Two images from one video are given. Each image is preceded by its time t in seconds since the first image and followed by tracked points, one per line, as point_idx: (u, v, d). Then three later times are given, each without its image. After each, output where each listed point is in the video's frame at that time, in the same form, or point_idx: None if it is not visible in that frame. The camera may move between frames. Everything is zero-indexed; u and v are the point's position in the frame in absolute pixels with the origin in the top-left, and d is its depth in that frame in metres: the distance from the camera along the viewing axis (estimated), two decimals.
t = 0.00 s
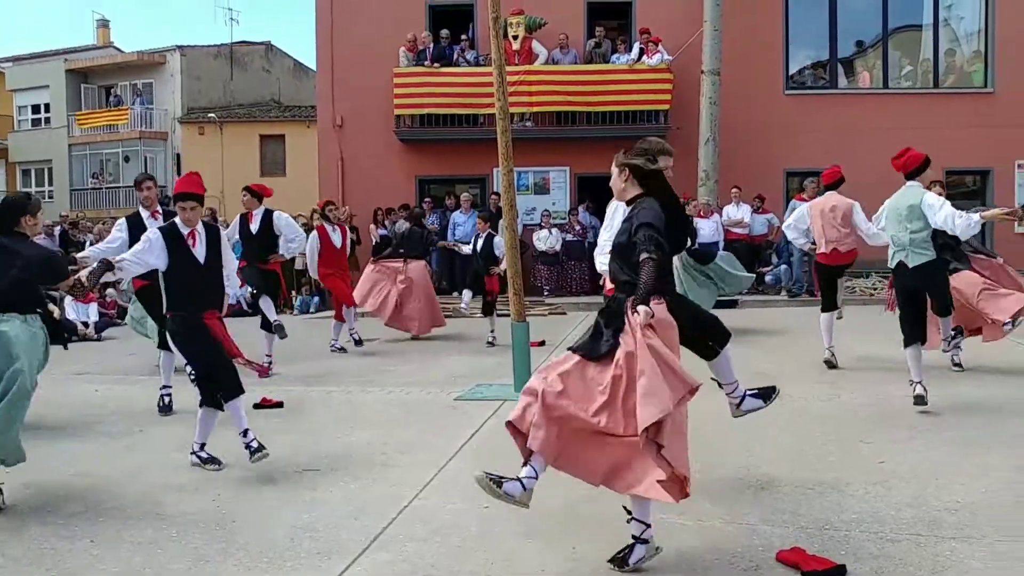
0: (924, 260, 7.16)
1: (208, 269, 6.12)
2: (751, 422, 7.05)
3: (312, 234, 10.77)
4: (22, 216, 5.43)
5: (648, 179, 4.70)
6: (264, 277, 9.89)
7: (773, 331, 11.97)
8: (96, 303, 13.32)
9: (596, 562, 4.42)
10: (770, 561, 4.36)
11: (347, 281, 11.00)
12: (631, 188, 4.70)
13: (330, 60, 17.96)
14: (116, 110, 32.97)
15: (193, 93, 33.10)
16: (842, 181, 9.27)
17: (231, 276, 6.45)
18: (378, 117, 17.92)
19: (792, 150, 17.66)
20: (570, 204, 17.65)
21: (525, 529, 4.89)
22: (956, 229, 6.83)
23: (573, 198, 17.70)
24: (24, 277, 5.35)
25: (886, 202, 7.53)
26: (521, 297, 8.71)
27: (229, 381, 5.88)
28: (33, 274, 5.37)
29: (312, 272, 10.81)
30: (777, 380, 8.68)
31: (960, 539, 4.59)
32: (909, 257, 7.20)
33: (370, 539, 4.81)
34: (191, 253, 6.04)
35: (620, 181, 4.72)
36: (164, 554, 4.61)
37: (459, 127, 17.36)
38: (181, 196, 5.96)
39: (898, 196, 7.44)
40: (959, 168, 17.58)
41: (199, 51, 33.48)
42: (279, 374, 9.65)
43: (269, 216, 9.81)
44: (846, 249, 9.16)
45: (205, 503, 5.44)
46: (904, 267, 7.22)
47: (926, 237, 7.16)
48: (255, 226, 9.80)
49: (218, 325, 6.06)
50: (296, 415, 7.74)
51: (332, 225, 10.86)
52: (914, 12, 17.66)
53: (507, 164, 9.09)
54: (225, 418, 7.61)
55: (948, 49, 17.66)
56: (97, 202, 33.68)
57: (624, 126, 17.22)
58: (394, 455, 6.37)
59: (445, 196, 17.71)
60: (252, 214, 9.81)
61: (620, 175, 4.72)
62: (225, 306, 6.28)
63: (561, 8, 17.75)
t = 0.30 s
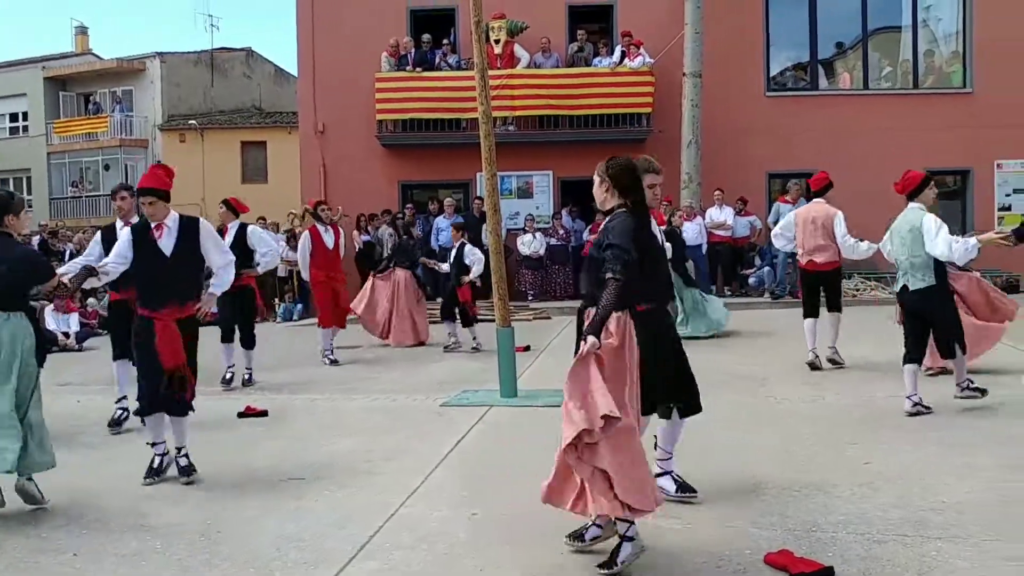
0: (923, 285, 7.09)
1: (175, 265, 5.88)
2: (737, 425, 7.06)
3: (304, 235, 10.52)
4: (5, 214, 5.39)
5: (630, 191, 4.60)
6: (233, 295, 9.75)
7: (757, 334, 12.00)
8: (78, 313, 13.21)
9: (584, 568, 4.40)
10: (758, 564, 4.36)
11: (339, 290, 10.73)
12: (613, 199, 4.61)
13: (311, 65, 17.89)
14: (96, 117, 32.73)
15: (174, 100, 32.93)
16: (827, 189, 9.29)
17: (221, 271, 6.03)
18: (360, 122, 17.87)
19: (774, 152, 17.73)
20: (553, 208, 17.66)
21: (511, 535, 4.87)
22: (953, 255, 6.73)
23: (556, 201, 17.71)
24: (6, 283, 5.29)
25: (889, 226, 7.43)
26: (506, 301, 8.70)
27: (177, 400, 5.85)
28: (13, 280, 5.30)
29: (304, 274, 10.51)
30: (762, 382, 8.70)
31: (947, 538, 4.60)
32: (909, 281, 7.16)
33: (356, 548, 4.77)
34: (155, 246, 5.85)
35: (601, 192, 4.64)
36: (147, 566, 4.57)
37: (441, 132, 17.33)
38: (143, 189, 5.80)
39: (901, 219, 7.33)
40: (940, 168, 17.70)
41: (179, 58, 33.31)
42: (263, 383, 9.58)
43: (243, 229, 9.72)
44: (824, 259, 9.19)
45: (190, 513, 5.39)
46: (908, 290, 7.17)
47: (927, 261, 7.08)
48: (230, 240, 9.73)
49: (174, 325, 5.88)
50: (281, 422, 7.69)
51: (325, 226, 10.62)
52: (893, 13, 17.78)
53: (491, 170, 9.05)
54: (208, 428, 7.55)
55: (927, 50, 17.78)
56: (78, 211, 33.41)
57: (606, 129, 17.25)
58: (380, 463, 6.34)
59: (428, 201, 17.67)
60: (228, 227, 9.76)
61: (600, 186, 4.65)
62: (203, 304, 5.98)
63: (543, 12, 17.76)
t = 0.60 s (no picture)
0: (923, 288, 7.07)
1: (150, 269, 5.81)
2: (725, 427, 7.08)
3: (294, 237, 10.41)
4: None
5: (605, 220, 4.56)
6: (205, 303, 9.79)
7: (742, 337, 12.04)
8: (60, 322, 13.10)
9: (576, 570, 4.40)
10: (749, 564, 4.37)
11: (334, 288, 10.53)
12: (587, 230, 4.59)
13: (294, 73, 17.86)
14: (76, 127, 32.53)
15: (155, 109, 32.77)
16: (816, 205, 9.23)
17: (202, 278, 5.87)
18: (343, 129, 17.85)
19: (756, 158, 17.83)
20: (537, 214, 17.69)
21: (503, 539, 4.87)
22: (944, 269, 6.60)
23: (540, 208, 17.73)
24: None
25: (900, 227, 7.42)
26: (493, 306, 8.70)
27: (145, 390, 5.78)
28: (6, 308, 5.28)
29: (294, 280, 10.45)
30: (748, 384, 8.73)
31: (937, 536, 4.62)
32: (912, 285, 7.19)
33: (347, 553, 4.75)
34: (131, 252, 5.80)
35: (578, 220, 4.63)
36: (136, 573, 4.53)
37: (425, 140, 17.32)
38: (113, 192, 5.76)
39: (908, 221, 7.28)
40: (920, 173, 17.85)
41: (161, 67, 33.19)
42: (248, 390, 9.53)
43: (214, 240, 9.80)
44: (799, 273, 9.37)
45: (179, 521, 5.35)
46: (910, 292, 7.25)
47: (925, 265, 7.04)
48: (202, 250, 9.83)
49: (138, 325, 5.73)
50: (267, 430, 7.65)
51: (317, 229, 10.43)
52: (872, 20, 17.95)
53: (475, 176, 9.04)
54: (195, 436, 7.50)
55: (905, 56, 17.96)
56: (57, 221, 33.13)
57: (590, 136, 17.31)
58: (369, 468, 6.32)
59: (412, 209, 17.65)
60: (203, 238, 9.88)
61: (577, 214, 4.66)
62: (179, 309, 5.84)
63: (526, 20, 17.81)
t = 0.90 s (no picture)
0: (923, 252, 7.34)
1: (143, 266, 5.76)
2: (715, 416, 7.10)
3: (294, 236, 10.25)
4: None
5: (575, 171, 4.67)
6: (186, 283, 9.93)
7: (733, 325, 12.07)
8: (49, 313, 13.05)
9: (567, 560, 4.42)
10: (739, 553, 4.39)
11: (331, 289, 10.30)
12: (561, 180, 4.69)
13: (284, 62, 17.78)
14: (65, 116, 32.36)
15: (145, 98, 32.62)
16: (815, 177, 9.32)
17: (201, 278, 5.82)
18: (334, 118, 17.79)
19: (747, 145, 17.83)
20: (529, 203, 17.68)
21: (495, 529, 4.88)
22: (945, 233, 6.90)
23: (531, 196, 17.71)
24: None
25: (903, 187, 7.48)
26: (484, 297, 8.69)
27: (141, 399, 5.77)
28: None
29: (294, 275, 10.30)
30: (739, 373, 8.75)
31: (925, 524, 4.65)
32: (912, 247, 7.42)
33: (339, 544, 4.76)
34: (126, 249, 5.78)
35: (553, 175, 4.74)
36: (127, 566, 4.53)
37: (417, 128, 17.27)
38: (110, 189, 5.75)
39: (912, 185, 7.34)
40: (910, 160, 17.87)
41: (150, 56, 33.04)
42: (239, 381, 9.52)
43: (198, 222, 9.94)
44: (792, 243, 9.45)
45: (169, 513, 5.34)
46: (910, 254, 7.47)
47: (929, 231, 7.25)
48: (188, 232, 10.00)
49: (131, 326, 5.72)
50: (258, 421, 7.65)
51: (316, 226, 10.26)
52: (863, 7, 17.95)
53: (467, 165, 9.02)
54: (186, 427, 7.49)
55: (896, 43, 17.95)
56: (47, 211, 32.96)
57: (581, 123, 17.30)
58: (360, 459, 6.32)
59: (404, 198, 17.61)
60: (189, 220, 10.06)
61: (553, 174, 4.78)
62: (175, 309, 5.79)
63: (517, 7, 17.75)
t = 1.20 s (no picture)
0: (940, 260, 7.27)
1: (154, 245, 5.67)
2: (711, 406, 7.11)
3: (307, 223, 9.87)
4: None
5: (549, 182, 4.58)
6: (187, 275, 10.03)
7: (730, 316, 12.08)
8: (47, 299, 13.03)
9: (561, 549, 4.43)
10: (734, 544, 4.40)
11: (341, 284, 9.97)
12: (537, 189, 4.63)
13: (282, 48, 17.72)
14: (63, 102, 32.26)
15: (143, 84, 32.54)
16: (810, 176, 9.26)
17: (212, 253, 5.73)
18: (332, 106, 17.74)
19: (746, 136, 17.81)
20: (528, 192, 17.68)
21: (490, 518, 4.89)
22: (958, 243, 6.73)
23: (530, 185, 17.70)
24: None
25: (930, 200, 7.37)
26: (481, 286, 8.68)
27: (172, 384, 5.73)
28: None
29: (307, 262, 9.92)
30: (736, 364, 8.77)
31: (918, 515, 4.66)
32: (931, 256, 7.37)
33: (334, 531, 4.78)
34: (137, 228, 5.72)
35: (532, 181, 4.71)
36: (124, 552, 4.54)
37: (416, 116, 17.24)
38: (119, 167, 5.64)
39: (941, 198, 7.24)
40: (910, 151, 17.86)
41: (148, 42, 32.95)
42: (237, 369, 9.53)
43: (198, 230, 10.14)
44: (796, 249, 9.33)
45: (167, 500, 5.35)
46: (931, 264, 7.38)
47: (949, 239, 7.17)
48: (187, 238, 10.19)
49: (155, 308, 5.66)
50: (255, 408, 7.65)
51: (330, 213, 9.92)
52: None
53: (466, 154, 9.00)
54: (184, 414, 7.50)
55: (897, 33, 17.89)
56: (44, 197, 32.86)
57: (581, 113, 17.27)
58: (357, 448, 6.33)
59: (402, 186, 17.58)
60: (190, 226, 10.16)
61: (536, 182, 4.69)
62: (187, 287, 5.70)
63: None
